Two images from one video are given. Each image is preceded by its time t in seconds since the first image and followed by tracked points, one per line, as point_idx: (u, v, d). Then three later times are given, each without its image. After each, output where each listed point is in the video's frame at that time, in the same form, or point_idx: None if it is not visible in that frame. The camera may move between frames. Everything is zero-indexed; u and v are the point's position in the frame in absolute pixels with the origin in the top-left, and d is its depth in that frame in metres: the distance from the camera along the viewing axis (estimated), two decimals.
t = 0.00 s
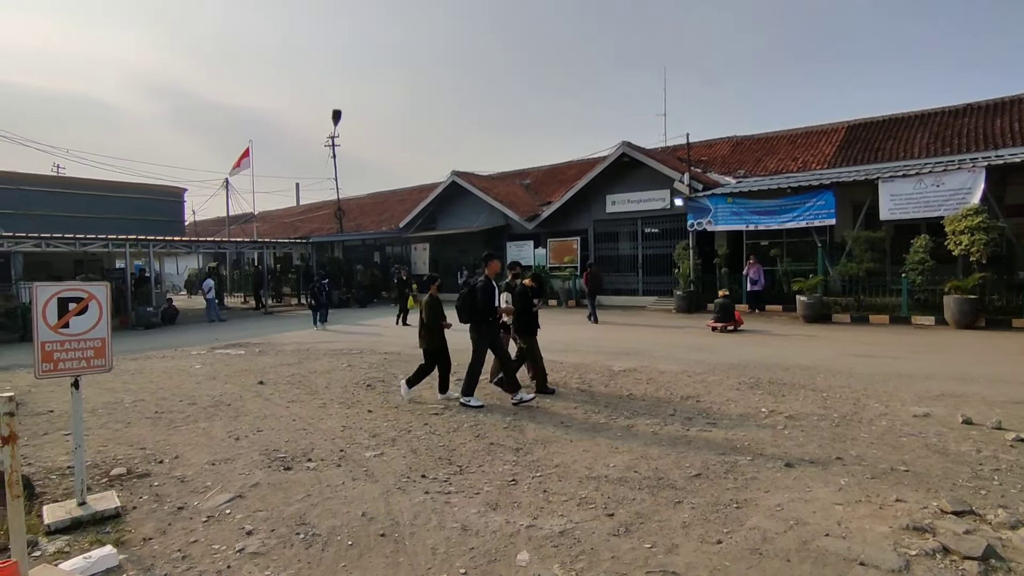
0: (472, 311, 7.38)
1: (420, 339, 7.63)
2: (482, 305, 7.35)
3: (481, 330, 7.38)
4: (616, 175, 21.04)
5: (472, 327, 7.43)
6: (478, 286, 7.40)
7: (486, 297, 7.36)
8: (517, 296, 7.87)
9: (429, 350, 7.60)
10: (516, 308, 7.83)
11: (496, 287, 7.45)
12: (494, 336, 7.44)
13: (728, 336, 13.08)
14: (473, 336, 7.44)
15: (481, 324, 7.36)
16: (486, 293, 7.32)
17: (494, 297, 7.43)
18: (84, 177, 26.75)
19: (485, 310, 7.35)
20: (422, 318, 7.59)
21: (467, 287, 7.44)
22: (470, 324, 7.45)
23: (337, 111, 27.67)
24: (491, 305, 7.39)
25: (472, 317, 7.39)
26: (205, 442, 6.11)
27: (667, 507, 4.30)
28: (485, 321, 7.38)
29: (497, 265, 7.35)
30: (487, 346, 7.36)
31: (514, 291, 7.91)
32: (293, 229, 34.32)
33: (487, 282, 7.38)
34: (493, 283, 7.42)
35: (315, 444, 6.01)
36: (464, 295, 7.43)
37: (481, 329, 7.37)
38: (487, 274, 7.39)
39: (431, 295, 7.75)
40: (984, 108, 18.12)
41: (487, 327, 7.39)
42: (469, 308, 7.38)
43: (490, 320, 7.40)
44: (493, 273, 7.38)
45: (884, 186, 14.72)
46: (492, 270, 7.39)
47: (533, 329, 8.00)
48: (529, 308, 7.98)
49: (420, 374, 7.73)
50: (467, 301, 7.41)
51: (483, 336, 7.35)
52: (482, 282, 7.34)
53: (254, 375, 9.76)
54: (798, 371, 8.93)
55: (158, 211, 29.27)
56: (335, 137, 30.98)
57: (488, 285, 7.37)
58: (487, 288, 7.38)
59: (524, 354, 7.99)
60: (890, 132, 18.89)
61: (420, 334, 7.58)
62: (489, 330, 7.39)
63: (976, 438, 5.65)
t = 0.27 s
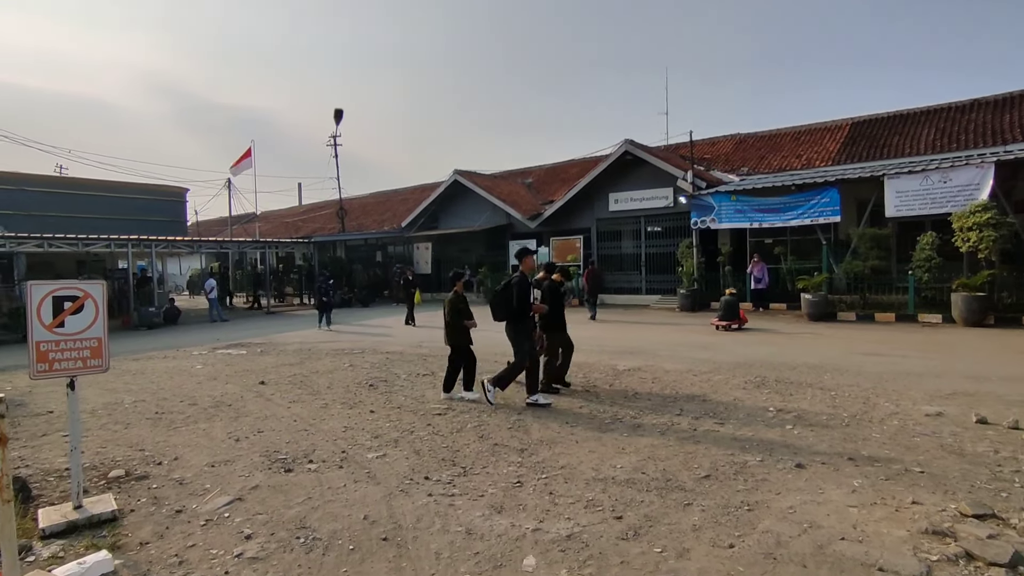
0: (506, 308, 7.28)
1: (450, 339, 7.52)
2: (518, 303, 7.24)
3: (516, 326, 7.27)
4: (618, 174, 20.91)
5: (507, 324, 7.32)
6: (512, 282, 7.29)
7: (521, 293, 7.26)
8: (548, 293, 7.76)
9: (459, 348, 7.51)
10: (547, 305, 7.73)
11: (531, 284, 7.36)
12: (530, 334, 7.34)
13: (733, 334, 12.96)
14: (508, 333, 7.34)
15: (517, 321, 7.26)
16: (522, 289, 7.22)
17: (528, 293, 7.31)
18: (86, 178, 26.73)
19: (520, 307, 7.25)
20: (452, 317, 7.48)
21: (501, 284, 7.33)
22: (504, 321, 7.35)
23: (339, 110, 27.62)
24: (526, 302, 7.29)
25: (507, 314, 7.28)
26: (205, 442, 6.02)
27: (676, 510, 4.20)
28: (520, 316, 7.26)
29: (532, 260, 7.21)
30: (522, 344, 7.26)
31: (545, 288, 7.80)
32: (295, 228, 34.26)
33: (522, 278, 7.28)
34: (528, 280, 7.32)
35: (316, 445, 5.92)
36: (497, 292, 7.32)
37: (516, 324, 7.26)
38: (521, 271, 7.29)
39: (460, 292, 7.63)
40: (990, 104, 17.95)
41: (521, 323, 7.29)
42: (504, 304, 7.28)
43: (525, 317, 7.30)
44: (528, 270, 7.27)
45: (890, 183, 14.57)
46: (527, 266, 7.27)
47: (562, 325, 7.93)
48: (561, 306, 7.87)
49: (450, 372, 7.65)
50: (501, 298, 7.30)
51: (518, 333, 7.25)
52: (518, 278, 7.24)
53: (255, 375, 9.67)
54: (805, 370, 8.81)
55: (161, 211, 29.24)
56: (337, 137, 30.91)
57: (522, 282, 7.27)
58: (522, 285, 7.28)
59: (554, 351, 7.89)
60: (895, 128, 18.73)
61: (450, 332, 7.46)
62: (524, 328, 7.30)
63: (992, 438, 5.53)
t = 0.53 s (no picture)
0: (529, 309, 7.17)
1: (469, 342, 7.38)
2: (540, 303, 7.10)
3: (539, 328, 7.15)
4: (616, 175, 20.79)
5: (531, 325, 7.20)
6: (536, 282, 7.17)
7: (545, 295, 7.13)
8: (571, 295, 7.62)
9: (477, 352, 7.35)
10: (571, 307, 7.60)
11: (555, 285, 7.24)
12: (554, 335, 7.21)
13: (732, 337, 12.85)
14: (531, 334, 7.22)
15: (541, 322, 7.14)
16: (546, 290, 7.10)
17: (552, 295, 7.16)
18: (78, 178, 26.45)
19: (544, 308, 7.12)
20: (473, 318, 7.37)
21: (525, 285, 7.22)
22: (528, 322, 7.23)
23: (335, 111, 27.45)
24: (550, 303, 7.17)
25: (530, 315, 7.16)
26: (194, 448, 5.85)
27: (681, 519, 4.07)
28: (542, 318, 7.14)
29: (558, 262, 7.09)
30: (547, 344, 7.13)
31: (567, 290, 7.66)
32: (290, 230, 34.03)
33: (546, 278, 7.15)
34: (552, 280, 7.19)
35: (308, 451, 5.76)
36: (521, 292, 7.21)
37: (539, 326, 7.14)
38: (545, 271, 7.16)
39: (481, 295, 7.48)
40: (988, 106, 17.92)
41: (543, 326, 7.15)
42: (527, 306, 7.17)
43: (549, 318, 7.18)
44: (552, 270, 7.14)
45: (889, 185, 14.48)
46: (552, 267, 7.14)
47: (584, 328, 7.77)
48: (584, 307, 7.74)
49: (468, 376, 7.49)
50: (525, 299, 7.19)
51: (543, 334, 7.12)
52: (542, 278, 7.12)
53: (247, 378, 9.49)
54: (806, 373, 8.69)
55: (154, 211, 28.98)
56: (332, 137, 30.74)
57: (546, 283, 7.14)
58: (546, 285, 7.15)
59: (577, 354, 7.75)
60: (893, 130, 18.68)
61: (471, 334, 7.35)
62: (549, 329, 7.17)
63: (1000, 444, 5.42)
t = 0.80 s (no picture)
0: (552, 322, 6.76)
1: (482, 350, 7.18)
2: (563, 316, 6.65)
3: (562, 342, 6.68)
4: (606, 182, 20.73)
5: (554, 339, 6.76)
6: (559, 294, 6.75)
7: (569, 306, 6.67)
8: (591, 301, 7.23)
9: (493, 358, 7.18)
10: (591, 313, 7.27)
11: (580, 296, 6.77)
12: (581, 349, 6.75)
13: (722, 345, 12.75)
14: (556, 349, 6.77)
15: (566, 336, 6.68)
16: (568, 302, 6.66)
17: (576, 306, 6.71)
18: (57, 178, 25.89)
19: (569, 321, 6.66)
20: (489, 327, 7.16)
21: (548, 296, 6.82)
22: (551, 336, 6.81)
23: (322, 113, 27.18)
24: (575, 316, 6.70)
25: (554, 328, 6.74)
26: (167, 460, 5.57)
27: (678, 537, 3.89)
28: (567, 332, 6.67)
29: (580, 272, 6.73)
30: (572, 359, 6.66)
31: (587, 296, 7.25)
32: (276, 233, 33.59)
33: (568, 291, 6.72)
34: (575, 291, 6.76)
35: (288, 463, 5.51)
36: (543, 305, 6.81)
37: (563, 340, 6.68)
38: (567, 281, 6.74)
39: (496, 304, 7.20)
40: (974, 118, 18.09)
41: (567, 339, 6.68)
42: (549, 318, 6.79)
43: (574, 331, 6.70)
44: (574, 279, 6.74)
45: (879, 194, 14.52)
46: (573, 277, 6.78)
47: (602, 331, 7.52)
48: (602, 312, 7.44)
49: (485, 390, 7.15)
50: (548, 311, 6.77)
51: (568, 348, 6.67)
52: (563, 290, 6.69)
53: (227, 385, 9.19)
54: (799, 383, 8.57)
55: (136, 213, 28.45)
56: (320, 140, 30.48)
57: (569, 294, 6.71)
58: (569, 296, 6.70)
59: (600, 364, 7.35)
60: (881, 140, 18.80)
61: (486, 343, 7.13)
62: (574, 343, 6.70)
63: (999, 456, 5.31)
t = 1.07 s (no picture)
0: (574, 325, 6.63)
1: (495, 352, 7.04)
2: (589, 320, 6.55)
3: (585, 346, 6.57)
4: (595, 186, 20.70)
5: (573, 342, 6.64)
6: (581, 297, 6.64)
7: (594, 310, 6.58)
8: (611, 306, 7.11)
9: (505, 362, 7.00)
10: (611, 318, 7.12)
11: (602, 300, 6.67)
12: (599, 354, 6.64)
13: (710, 352, 12.72)
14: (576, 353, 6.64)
15: (585, 340, 6.57)
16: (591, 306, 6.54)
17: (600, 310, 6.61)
18: (34, 175, 25.29)
19: (590, 325, 6.56)
20: (503, 330, 6.96)
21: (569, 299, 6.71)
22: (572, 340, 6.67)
23: (308, 113, 26.88)
24: (597, 320, 6.61)
25: (574, 332, 6.62)
26: (141, 469, 5.35)
27: (673, 551, 3.79)
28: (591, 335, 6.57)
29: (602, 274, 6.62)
30: (590, 363, 6.55)
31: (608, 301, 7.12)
32: (259, 234, 33.13)
33: (591, 294, 6.62)
34: (598, 295, 6.66)
35: (269, 471, 5.32)
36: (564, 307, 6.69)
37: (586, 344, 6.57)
38: (590, 284, 6.64)
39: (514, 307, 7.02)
40: (957, 129, 18.34)
41: (589, 343, 6.58)
42: (572, 321, 6.64)
43: (595, 336, 6.60)
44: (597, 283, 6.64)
45: (865, 202, 14.63)
46: (595, 280, 6.67)
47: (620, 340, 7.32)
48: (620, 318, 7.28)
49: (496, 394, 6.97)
50: (569, 314, 6.66)
51: (586, 352, 6.56)
52: (586, 293, 6.58)
53: (206, 390, 8.94)
54: (788, 391, 8.54)
55: (115, 212, 27.88)
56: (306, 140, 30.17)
57: (592, 297, 6.60)
58: (592, 300, 6.59)
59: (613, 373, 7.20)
60: (867, 149, 18.99)
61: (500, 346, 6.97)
62: (594, 348, 6.60)
63: (991, 466, 5.29)
